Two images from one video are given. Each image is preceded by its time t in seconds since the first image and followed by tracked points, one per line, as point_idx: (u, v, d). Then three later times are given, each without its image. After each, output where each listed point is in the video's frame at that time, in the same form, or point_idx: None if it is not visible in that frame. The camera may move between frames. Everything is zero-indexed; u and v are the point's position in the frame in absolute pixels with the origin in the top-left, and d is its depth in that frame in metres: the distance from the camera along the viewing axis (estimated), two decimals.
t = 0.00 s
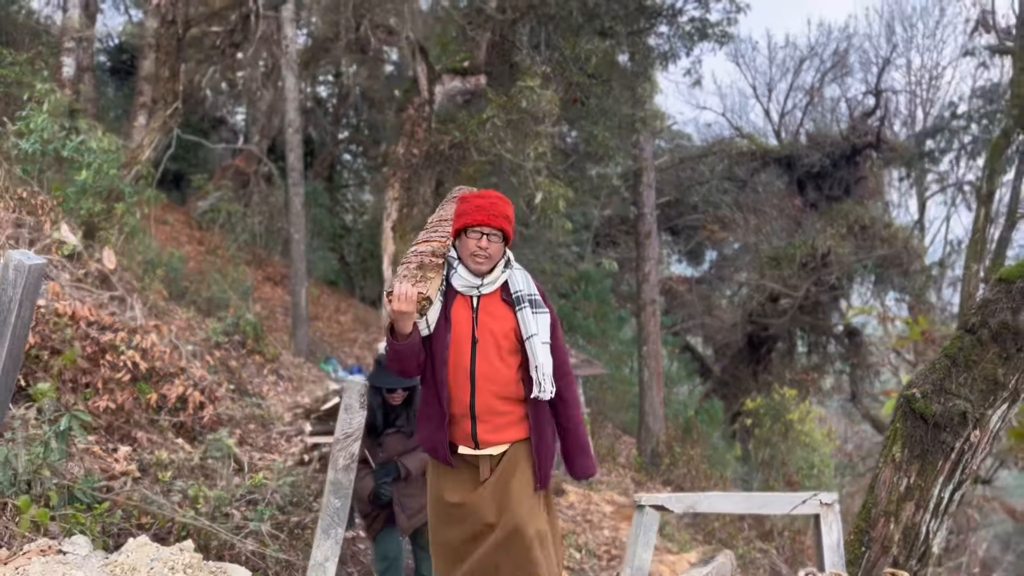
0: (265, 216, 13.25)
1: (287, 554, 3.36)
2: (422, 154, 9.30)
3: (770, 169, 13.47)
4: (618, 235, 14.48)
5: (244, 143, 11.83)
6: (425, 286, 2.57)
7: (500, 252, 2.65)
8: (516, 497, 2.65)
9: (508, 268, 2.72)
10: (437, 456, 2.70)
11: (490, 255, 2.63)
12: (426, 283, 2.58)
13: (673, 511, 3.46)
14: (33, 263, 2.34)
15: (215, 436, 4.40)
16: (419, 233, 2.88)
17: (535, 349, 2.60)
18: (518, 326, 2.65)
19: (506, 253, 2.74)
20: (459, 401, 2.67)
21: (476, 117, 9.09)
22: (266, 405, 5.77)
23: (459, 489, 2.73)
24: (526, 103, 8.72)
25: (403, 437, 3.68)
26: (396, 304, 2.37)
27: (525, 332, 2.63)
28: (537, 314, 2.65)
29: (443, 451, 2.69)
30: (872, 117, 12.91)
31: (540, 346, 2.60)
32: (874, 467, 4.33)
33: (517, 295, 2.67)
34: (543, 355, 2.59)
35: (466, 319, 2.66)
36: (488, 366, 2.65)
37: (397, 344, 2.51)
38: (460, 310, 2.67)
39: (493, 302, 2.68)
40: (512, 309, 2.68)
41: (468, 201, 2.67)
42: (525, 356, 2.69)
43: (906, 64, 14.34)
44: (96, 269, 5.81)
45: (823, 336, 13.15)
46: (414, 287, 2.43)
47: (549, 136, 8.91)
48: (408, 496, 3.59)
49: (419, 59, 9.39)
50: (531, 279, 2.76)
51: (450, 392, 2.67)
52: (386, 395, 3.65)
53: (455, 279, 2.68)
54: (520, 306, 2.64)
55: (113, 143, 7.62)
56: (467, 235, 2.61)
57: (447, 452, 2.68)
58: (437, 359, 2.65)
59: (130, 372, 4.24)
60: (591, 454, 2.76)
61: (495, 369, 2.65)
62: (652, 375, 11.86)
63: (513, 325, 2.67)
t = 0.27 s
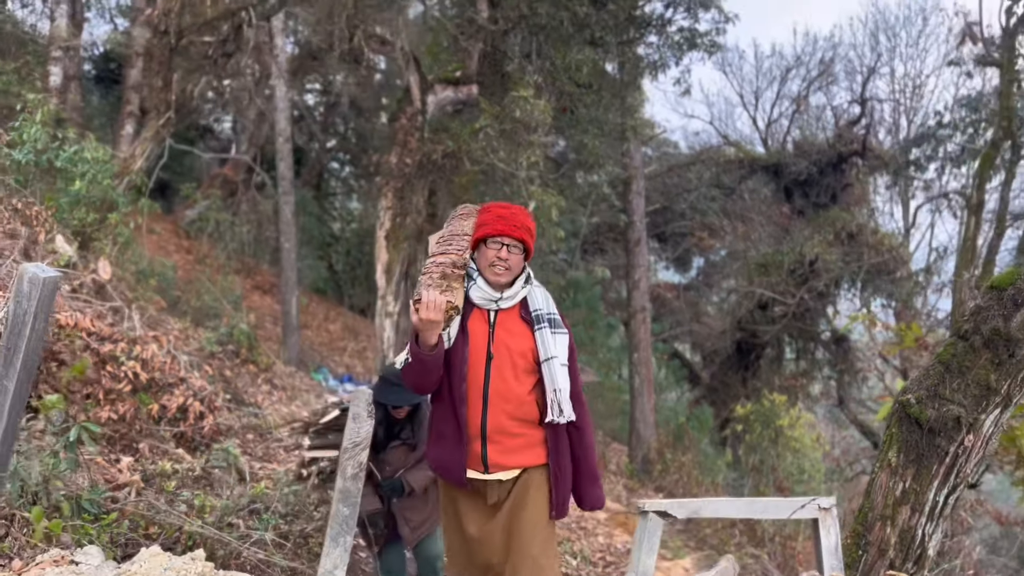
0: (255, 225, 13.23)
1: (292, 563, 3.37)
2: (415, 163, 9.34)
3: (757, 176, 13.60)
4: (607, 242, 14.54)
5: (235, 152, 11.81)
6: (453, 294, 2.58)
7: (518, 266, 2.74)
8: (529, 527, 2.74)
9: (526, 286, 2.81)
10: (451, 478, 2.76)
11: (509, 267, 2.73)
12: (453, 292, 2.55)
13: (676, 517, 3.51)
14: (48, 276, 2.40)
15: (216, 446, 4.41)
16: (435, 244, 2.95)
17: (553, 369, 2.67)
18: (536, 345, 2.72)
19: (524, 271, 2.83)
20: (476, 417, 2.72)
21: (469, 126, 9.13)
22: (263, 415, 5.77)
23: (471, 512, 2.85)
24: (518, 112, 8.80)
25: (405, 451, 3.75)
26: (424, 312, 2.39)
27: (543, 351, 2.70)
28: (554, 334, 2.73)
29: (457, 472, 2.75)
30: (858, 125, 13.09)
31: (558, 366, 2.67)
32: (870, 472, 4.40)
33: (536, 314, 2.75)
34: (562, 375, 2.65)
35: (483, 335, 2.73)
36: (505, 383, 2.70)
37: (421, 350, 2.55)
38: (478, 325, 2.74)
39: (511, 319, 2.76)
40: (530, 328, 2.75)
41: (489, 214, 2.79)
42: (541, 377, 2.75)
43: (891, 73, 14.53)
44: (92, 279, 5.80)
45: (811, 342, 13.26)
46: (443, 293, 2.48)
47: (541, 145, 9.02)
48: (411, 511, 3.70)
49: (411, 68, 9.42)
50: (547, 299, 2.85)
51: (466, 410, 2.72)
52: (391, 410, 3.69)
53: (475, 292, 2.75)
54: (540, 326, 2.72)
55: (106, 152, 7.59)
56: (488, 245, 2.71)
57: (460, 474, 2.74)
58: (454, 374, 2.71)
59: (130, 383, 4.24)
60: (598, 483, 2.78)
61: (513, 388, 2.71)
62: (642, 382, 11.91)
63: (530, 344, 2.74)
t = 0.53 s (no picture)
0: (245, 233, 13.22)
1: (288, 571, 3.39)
2: (406, 172, 9.37)
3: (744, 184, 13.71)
4: (595, 250, 14.61)
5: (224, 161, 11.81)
6: (455, 289, 2.51)
7: (522, 258, 2.68)
8: (537, 529, 2.72)
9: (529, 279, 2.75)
10: (457, 484, 2.63)
11: (511, 260, 2.67)
12: (455, 286, 2.53)
13: (668, 522, 3.55)
14: (50, 289, 2.43)
15: (211, 455, 4.43)
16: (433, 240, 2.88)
17: (562, 364, 2.61)
18: (542, 340, 2.67)
19: (527, 265, 2.77)
20: (481, 418, 2.63)
21: (459, 135, 9.19)
22: (255, 424, 5.78)
23: (475, 517, 2.70)
24: (509, 122, 8.89)
25: (410, 469, 3.88)
26: (426, 308, 2.31)
27: (550, 347, 2.65)
28: (561, 328, 2.69)
29: (464, 477, 2.61)
30: (843, 134, 13.23)
31: (566, 360, 2.62)
32: (858, 476, 4.45)
33: (541, 309, 2.70)
34: (570, 370, 2.60)
35: (487, 330, 2.65)
36: (512, 381, 2.64)
37: (422, 346, 2.45)
38: (482, 320, 2.66)
39: (515, 315, 2.69)
40: (535, 324, 2.70)
41: (489, 206, 2.73)
42: (547, 373, 2.70)
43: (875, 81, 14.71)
44: (83, 289, 5.79)
45: (798, 349, 13.37)
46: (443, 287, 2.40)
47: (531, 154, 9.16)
48: (412, 528, 3.76)
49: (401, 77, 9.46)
50: (549, 293, 2.80)
51: (472, 409, 2.62)
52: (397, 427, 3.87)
53: (476, 287, 2.68)
54: (545, 320, 2.67)
55: (95, 162, 7.58)
56: (489, 237, 2.65)
57: (468, 479, 2.61)
58: (458, 372, 2.60)
59: (125, 393, 4.26)
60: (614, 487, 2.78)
61: (519, 386, 2.65)
62: (632, 389, 11.97)
63: (536, 340, 2.68)
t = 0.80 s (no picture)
0: (231, 242, 13.20)
1: None
2: (393, 180, 9.41)
3: (730, 192, 13.84)
4: (582, 257, 14.67)
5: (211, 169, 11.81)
6: (429, 295, 2.53)
7: (497, 261, 2.72)
8: (515, 542, 2.79)
9: (506, 286, 2.79)
10: (439, 497, 2.63)
11: (487, 264, 2.71)
12: (429, 292, 2.54)
13: (654, 526, 3.60)
14: (42, 298, 2.46)
15: (200, 463, 4.46)
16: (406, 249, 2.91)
17: (543, 371, 2.67)
18: (522, 347, 2.72)
19: (503, 270, 2.81)
20: (464, 429, 2.66)
21: (446, 144, 9.26)
22: (244, 432, 5.79)
23: (454, 530, 2.71)
24: (496, 131, 8.99)
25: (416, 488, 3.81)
26: (402, 317, 2.36)
27: (531, 354, 2.70)
28: (540, 334, 2.73)
29: (447, 489, 2.63)
30: (827, 141, 13.40)
31: (548, 367, 2.68)
32: (841, 479, 4.52)
33: (520, 315, 2.74)
34: (552, 376, 2.66)
35: (466, 338, 2.68)
36: (493, 389, 2.68)
37: (398, 356, 2.47)
38: (459, 328, 2.69)
39: (493, 322, 2.73)
40: (513, 331, 2.74)
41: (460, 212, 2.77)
42: (528, 380, 2.75)
43: (858, 89, 14.90)
44: (71, 298, 5.80)
45: (784, 354, 13.48)
46: (416, 296, 2.42)
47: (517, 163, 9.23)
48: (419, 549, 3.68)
49: (388, 86, 9.51)
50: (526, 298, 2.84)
51: (453, 420, 2.64)
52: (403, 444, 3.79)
53: (452, 293, 2.70)
54: (525, 327, 2.71)
55: (83, 171, 7.59)
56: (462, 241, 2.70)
57: (452, 491, 2.62)
58: (437, 382, 2.62)
59: (114, 401, 4.28)
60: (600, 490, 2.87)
61: (499, 394, 2.69)
62: (619, 396, 12.03)
63: (515, 348, 2.73)
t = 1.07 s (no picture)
0: (217, 250, 13.20)
1: None
2: (379, 188, 9.47)
3: (713, 199, 13.99)
4: (568, 263, 14.76)
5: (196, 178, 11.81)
6: (387, 295, 2.44)
7: (456, 266, 2.67)
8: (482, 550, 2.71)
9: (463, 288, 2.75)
10: (399, 503, 2.53)
11: (448, 269, 2.67)
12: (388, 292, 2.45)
13: (635, 527, 3.67)
14: (32, 307, 2.49)
15: (187, 469, 4.50)
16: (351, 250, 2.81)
17: (502, 373, 2.64)
18: (481, 349, 2.69)
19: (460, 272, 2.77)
20: (423, 433, 2.58)
21: (431, 152, 9.35)
22: (231, 438, 5.83)
23: (415, 541, 2.61)
24: (481, 139, 9.09)
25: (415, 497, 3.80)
26: (365, 314, 2.23)
27: (490, 356, 2.67)
28: (499, 336, 2.70)
29: (407, 495, 2.53)
30: (809, 148, 13.42)
31: (507, 370, 2.65)
32: (818, 481, 4.62)
33: (477, 317, 2.72)
34: (512, 378, 2.62)
35: (424, 340, 2.62)
36: (453, 391, 2.61)
37: (352, 356, 2.37)
38: (415, 329, 2.62)
39: (451, 323, 2.69)
40: (472, 333, 2.71)
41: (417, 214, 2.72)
42: (486, 383, 2.71)
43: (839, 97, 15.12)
44: (57, 306, 5.83)
45: (768, 359, 13.62)
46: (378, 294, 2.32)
47: (502, 171, 9.30)
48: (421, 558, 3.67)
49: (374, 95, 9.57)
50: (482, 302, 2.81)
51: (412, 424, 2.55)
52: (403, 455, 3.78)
53: (410, 294, 2.63)
54: (483, 328, 2.69)
55: (68, 180, 7.61)
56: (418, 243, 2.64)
57: (411, 498, 2.53)
58: (393, 384, 2.54)
59: (101, 409, 4.32)
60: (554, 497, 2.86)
61: (459, 398, 2.62)
62: (604, 401, 12.12)
63: (474, 350, 2.69)
